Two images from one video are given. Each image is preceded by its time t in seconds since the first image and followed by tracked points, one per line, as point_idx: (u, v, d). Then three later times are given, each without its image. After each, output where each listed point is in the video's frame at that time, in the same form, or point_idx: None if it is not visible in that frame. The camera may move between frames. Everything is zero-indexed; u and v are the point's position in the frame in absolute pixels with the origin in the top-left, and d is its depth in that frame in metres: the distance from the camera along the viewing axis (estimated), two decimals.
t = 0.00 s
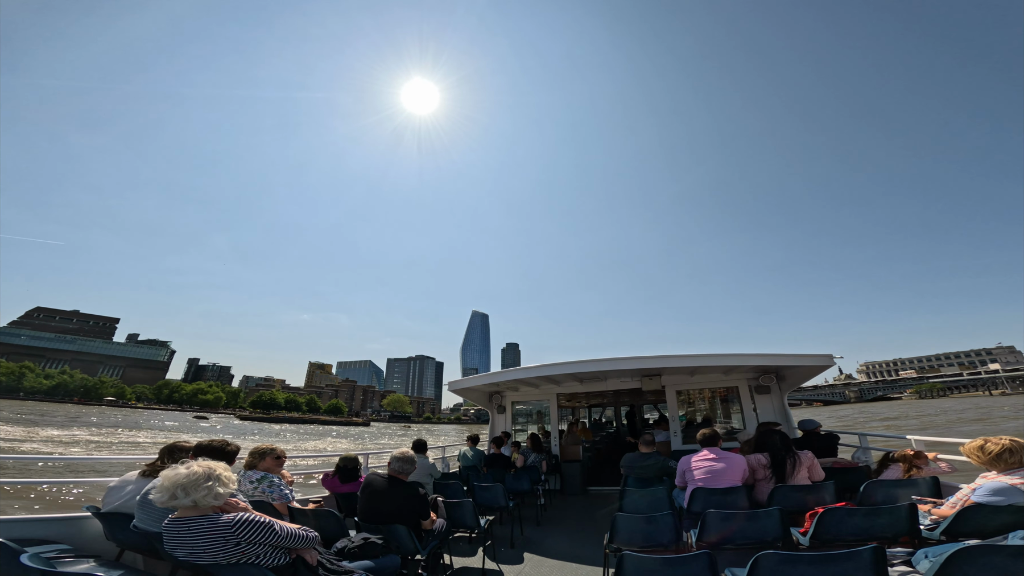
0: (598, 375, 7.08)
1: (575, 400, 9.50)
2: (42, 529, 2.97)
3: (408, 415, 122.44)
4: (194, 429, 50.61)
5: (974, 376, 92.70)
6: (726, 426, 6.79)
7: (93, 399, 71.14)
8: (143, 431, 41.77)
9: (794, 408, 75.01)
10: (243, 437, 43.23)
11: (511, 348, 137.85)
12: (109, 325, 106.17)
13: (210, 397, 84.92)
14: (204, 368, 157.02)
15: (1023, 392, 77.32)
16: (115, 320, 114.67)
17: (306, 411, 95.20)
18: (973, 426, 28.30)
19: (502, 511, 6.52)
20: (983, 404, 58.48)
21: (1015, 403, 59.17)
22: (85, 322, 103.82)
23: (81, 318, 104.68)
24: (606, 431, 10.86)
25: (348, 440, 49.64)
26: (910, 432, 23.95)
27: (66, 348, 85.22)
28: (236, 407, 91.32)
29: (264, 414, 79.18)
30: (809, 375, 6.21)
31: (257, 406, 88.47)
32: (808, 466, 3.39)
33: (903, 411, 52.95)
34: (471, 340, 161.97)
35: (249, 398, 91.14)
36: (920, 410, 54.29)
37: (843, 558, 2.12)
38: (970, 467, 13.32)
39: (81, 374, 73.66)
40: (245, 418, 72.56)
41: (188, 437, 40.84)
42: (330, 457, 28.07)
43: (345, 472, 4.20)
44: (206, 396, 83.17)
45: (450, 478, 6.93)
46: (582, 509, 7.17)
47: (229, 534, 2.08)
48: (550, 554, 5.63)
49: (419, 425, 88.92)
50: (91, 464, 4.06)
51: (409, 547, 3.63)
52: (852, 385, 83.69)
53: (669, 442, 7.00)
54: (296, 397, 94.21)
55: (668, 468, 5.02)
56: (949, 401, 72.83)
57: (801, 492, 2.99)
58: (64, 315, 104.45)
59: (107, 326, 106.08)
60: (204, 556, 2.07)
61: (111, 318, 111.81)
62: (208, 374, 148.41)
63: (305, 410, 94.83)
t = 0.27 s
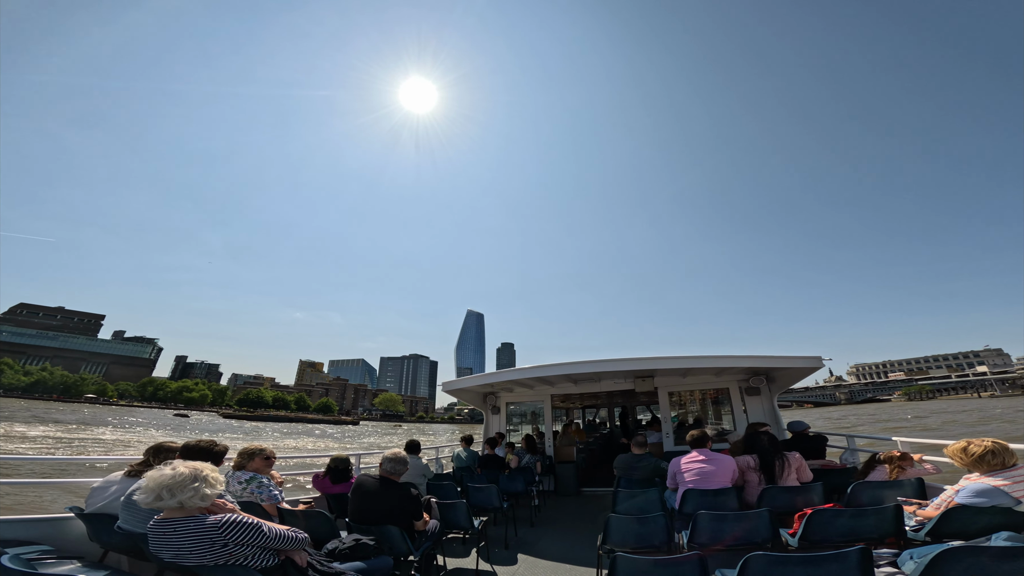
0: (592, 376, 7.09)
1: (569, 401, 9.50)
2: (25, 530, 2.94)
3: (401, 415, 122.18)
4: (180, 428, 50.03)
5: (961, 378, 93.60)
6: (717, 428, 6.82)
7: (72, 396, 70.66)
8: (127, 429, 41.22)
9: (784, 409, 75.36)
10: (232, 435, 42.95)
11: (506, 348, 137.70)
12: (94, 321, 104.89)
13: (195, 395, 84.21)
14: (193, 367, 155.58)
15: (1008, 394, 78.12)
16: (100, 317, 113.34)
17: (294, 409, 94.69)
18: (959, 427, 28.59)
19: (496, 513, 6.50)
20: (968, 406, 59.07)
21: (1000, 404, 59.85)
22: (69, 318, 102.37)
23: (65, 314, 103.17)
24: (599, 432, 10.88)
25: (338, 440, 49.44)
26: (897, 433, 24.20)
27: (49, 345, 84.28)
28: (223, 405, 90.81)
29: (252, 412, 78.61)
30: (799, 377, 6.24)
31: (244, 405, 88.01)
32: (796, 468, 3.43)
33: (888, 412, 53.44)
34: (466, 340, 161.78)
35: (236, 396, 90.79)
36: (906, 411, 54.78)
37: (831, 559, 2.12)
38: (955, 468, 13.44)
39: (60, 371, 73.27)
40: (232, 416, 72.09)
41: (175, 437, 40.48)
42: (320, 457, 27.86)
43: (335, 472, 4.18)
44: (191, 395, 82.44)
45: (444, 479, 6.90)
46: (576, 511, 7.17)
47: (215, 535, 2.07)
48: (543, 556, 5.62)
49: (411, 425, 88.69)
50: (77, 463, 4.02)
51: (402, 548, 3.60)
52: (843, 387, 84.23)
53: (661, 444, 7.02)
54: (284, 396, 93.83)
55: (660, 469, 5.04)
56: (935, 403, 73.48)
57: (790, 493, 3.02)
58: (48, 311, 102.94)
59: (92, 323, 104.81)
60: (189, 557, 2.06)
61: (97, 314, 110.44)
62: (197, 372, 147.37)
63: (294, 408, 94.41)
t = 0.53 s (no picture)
0: (588, 377, 7.09)
1: (564, 402, 9.50)
2: (8, 531, 2.91)
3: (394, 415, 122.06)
4: (167, 426, 49.63)
5: (950, 379, 94.28)
6: (709, 429, 6.83)
7: (53, 392, 70.59)
8: (114, 428, 40.81)
9: (775, 409, 75.64)
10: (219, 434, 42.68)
11: (502, 348, 137.40)
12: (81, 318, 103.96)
13: (180, 393, 83.42)
14: (184, 365, 154.51)
15: (997, 396, 78.74)
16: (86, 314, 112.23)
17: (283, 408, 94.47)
18: (947, 429, 28.80)
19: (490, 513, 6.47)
20: (956, 408, 59.45)
21: (987, 406, 60.33)
22: (56, 315, 101.45)
23: (50, 311, 102.04)
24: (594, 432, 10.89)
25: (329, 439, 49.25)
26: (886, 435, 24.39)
27: (32, 342, 83.19)
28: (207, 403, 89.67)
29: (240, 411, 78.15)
30: (790, 378, 6.26)
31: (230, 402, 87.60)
32: (787, 468, 3.45)
33: (877, 414, 53.73)
34: (461, 340, 161.64)
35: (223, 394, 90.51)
36: (893, 414, 55.10)
37: (822, 560, 2.12)
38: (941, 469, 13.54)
39: (41, 367, 73.04)
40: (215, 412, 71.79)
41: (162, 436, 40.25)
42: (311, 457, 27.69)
43: (328, 473, 4.15)
44: (177, 392, 82.19)
45: (438, 480, 6.87)
46: (571, 511, 7.17)
47: (203, 536, 2.04)
48: (539, 557, 5.61)
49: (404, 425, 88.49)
50: (62, 462, 3.98)
51: (395, 548, 3.58)
52: (834, 389, 84.72)
53: (655, 444, 7.04)
54: (273, 394, 93.41)
55: (655, 470, 5.06)
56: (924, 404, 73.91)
57: (781, 494, 3.03)
58: (33, 307, 101.85)
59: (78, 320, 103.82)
60: (176, 558, 2.04)
61: (84, 311, 109.42)
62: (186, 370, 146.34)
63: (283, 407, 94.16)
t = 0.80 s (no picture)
0: (583, 377, 7.09)
1: (560, 403, 9.51)
2: None
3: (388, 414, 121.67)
4: (155, 425, 49.14)
5: (943, 381, 94.72)
6: (703, 430, 6.84)
7: (35, 390, 70.06)
8: (100, 427, 40.34)
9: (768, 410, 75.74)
10: (208, 433, 42.35)
11: (498, 348, 137.16)
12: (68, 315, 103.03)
13: (167, 391, 82.59)
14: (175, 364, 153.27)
15: (989, 398, 79.19)
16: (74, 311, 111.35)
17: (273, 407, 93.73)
18: (938, 431, 28.97)
19: (486, 514, 6.45)
20: (948, 410, 59.64)
21: (978, 408, 60.67)
22: (43, 312, 100.47)
23: (37, 308, 100.97)
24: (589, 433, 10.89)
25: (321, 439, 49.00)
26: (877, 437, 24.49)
27: (16, 338, 81.96)
28: (194, 401, 88.71)
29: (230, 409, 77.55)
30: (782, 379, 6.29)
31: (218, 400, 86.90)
32: (778, 468, 3.47)
33: (869, 416, 53.87)
34: (457, 341, 161.33)
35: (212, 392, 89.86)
36: (886, 415, 55.25)
37: (815, 560, 2.12)
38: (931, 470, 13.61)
39: (23, 364, 72.47)
40: (200, 410, 71.14)
41: (150, 434, 39.93)
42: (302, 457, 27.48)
43: (321, 473, 4.14)
44: (162, 390, 81.29)
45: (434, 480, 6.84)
46: (566, 512, 7.16)
47: (192, 538, 2.03)
48: (535, 557, 5.60)
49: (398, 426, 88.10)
50: (50, 462, 3.94)
51: (390, 549, 3.55)
52: (828, 390, 84.93)
53: (649, 445, 7.04)
54: (263, 393, 92.72)
55: (649, 471, 5.07)
56: (916, 406, 74.21)
57: (773, 494, 3.05)
58: (19, 304, 100.77)
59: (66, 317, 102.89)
60: (164, 560, 2.01)
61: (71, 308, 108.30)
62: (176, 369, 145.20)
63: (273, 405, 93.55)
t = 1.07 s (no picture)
0: (580, 378, 7.10)
1: (557, 403, 9.50)
2: None
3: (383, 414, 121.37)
4: (147, 425, 48.83)
5: (939, 381, 95.03)
6: (699, 430, 6.85)
7: (21, 389, 69.63)
8: (93, 427, 40.12)
9: (765, 411, 75.82)
10: (200, 433, 42.10)
11: (496, 348, 136.98)
12: (62, 313, 102.85)
13: (158, 390, 82.15)
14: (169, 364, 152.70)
15: (987, 399, 79.29)
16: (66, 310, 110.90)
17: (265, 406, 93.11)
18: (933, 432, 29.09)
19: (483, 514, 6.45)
20: (945, 411, 59.68)
21: (973, 409, 60.88)
22: (34, 311, 100.08)
23: (29, 307, 100.50)
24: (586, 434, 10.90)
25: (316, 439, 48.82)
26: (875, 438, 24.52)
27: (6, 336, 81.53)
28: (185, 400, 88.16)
29: (224, 409, 77.22)
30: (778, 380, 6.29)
31: (210, 399, 86.30)
32: (774, 469, 3.48)
33: (865, 417, 53.95)
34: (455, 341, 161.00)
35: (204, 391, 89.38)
36: (883, 416, 55.26)
37: (811, 560, 2.12)
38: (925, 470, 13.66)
39: (11, 363, 72.25)
40: (190, 408, 70.62)
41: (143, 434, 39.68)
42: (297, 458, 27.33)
43: (317, 474, 4.12)
44: (153, 388, 80.57)
45: (431, 481, 6.80)
46: (564, 512, 7.16)
47: (187, 539, 2.01)
48: (533, 557, 5.60)
49: (394, 426, 87.79)
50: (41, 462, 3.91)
51: (387, 550, 3.53)
52: (825, 391, 85.05)
53: (646, 445, 7.05)
54: (256, 393, 92.18)
55: (646, 471, 5.08)
56: (912, 407, 74.38)
57: (769, 494, 3.06)
58: (11, 303, 100.30)
59: (58, 316, 102.61)
60: (158, 561, 2.00)
61: (63, 308, 107.90)
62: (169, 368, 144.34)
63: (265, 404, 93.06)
